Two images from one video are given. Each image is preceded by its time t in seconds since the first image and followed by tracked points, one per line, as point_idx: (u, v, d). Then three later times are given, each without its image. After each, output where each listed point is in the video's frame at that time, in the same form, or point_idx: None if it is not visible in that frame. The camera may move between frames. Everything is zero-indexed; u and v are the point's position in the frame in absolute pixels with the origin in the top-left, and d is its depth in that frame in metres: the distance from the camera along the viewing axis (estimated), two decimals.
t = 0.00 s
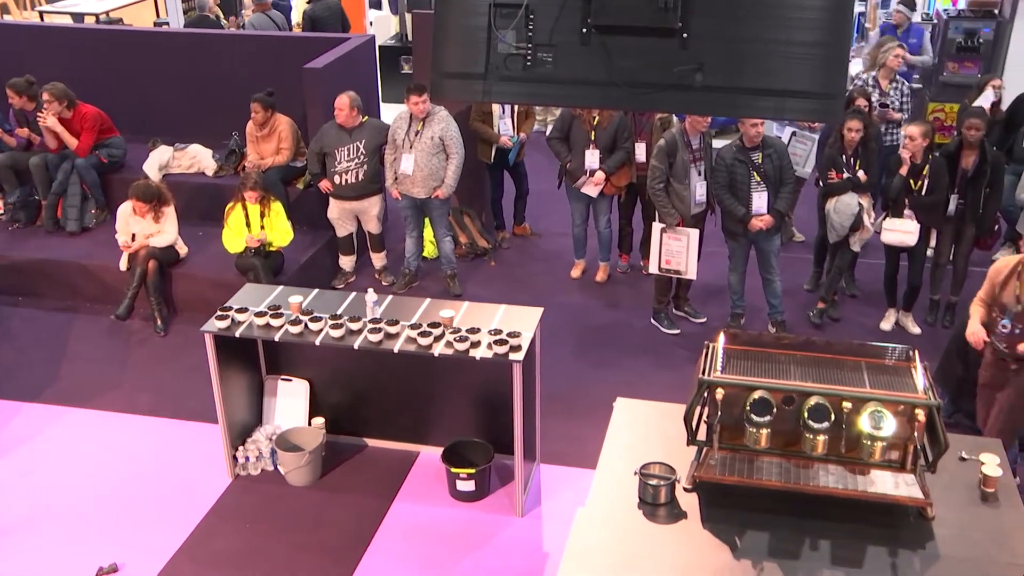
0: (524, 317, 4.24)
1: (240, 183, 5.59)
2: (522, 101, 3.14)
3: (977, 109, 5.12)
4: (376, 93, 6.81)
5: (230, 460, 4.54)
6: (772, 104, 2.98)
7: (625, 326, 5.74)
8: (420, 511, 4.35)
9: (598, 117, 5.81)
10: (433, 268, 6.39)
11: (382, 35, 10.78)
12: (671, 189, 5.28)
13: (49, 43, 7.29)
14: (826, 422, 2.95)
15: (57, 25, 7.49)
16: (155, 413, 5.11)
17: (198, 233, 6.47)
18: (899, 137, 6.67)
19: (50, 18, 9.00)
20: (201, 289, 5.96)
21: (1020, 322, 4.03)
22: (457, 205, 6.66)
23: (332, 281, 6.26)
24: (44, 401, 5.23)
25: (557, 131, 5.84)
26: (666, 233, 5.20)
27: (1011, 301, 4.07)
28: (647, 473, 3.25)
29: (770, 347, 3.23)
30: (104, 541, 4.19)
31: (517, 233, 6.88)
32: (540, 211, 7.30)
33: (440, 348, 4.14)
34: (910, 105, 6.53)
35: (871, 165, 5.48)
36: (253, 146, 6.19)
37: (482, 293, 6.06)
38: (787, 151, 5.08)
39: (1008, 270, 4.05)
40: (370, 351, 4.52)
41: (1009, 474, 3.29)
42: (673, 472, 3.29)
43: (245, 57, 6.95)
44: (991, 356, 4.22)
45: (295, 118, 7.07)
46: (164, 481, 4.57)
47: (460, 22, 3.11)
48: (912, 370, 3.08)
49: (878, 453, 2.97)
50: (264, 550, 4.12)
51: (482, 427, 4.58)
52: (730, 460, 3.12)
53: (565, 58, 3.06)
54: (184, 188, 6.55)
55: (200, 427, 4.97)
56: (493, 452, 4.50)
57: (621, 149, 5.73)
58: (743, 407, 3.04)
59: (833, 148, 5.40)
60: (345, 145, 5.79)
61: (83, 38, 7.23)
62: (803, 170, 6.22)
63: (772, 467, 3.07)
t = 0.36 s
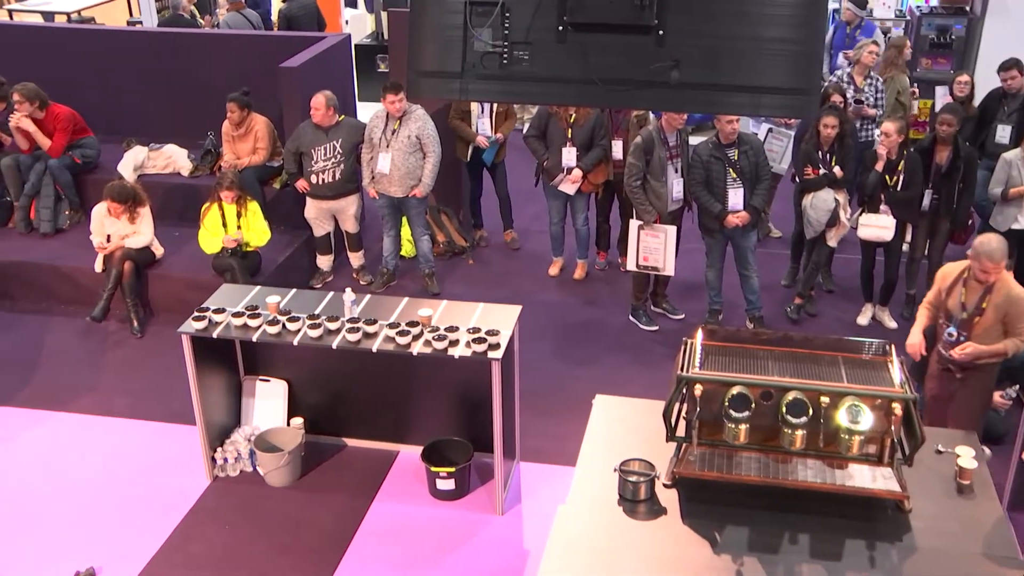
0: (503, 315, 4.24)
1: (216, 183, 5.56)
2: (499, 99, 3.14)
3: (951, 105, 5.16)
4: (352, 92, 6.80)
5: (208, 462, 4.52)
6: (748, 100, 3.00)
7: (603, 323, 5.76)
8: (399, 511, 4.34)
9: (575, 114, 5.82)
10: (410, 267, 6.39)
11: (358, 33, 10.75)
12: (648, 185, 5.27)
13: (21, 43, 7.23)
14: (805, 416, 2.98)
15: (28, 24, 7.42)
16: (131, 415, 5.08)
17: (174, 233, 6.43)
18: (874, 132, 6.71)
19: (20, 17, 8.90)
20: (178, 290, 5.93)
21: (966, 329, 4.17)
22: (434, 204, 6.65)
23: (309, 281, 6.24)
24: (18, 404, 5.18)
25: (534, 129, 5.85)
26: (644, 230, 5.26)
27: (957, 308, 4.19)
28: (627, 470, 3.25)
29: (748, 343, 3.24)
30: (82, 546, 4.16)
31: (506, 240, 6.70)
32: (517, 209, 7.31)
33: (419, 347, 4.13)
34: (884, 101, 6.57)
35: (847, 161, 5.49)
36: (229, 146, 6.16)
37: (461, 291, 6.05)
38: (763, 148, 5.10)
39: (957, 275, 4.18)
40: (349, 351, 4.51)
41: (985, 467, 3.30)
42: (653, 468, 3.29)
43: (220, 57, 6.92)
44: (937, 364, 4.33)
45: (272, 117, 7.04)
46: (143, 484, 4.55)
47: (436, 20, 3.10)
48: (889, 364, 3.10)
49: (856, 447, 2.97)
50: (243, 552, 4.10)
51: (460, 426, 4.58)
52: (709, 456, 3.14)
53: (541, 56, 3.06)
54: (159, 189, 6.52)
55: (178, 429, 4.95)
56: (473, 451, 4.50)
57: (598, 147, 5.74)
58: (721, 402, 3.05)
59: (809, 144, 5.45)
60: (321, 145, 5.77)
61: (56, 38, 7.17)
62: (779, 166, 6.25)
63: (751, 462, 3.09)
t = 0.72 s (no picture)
0: (481, 313, 4.23)
1: (192, 182, 5.53)
2: (476, 97, 3.13)
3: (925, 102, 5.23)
4: (329, 90, 6.78)
5: (186, 463, 4.50)
6: (725, 96, 3.01)
7: (582, 320, 5.77)
8: (380, 510, 4.33)
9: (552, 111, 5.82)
10: (389, 266, 6.38)
11: (334, 32, 10.72)
12: (625, 182, 5.29)
13: None
14: (783, 411, 2.99)
15: None
16: (106, 417, 5.05)
17: (150, 234, 6.40)
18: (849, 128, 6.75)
19: None
20: (155, 291, 5.90)
21: (920, 336, 4.21)
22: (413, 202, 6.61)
23: (287, 280, 6.22)
24: None
25: (511, 127, 5.84)
26: (621, 227, 5.25)
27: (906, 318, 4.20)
28: (608, 467, 3.21)
29: (727, 338, 3.25)
30: (59, 549, 4.13)
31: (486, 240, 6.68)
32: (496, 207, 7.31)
33: (398, 345, 4.12)
34: (860, 97, 6.61)
35: (824, 157, 5.52)
36: (205, 145, 6.14)
37: (440, 290, 6.05)
38: (740, 145, 5.12)
39: (897, 288, 4.16)
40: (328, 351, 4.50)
41: (961, 459, 3.34)
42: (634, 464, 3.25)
43: (196, 56, 6.89)
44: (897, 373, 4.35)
45: (248, 116, 7.01)
46: (121, 487, 4.52)
47: (411, 18, 3.08)
48: (866, 358, 3.11)
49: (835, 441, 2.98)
50: (221, 553, 4.08)
51: (440, 425, 4.58)
52: (689, 451, 3.14)
53: (518, 54, 3.06)
54: (134, 189, 6.48)
55: (156, 430, 4.92)
56: (453, 449, 4.50)
57: (575, 144, 5.75)
58: (701, 397, 3.07)
59: (786, 140, 5.45)
60: (298, 143, 5.75)
61: (28, 38, 7.11)
62: (756, 162, 6.28)
63: (730, 457, 3.09)
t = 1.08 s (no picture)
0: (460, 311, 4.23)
1: (168, 183, 5.50)
2: (452, 94, 3.12)
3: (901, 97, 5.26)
4: (305, 89, 6.76)
5: (165, 465, 4.47)
6: (701, 92, 3.02)
7: (560, 317, 5.78)
8: (359, 509, 4.32)
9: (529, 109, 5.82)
10: (367, 265, 6.38)
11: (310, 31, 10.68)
12: (603, 180, 5.31)
13: None
14: (762, 406, 3.00)
15: None
16: (80, 420, 5.02)
17: (126, 235, 6.36)
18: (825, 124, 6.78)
19: None
20: (131, 292, 5.87)
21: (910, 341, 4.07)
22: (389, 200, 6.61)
23: (264, 281, 6.19)
24: None
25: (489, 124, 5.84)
26: (599, 225, 5.23)
27: (898, 327, 4.03)
28: (587, 463, 3.25)
29: (704, 335, 3.25)
30: (37, 553, 4.10)
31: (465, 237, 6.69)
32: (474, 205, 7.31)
33: (376, 344, 4.11)
34: (835, 93, 6.65)
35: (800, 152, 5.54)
36: (180, 145, 6.10)
37: (419, 288, 6.04)
38: (717, 141, 5.12)
39: (884, 298, 3.98)
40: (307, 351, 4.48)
41: (938, 452, 3.36)
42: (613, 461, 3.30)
43: (170, 55, 6.85)
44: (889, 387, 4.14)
45: (224, 116, 6.98)
46: (98, 490, 4.49)
47: (386, 16, 3.07)
48: (843, 353, 3.13)
49: (813, 435, 3.01)
50: (200, 555, 4.06)
51: (419, 424, 4.58)
52: (668, 448, 3.15)
53: (495, 51, 3.05)
54: (109, 189, 6.44)
55: (133, 432, 4.90)
56: (433, 448, 4.50)
57: (552, 142, 5.75)
58: (680, 394, 3.07)
59: (763, 136, 5.49)
60: (274, 143, 5.72)
61: None
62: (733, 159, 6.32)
63: (710, 453, 3.10)
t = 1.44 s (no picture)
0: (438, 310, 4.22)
1: (143, 183, 5.46)
2: (429, 93, 3.12)
3: (876, 92, 5.26)
4: (280, 88, 6.74)
5: (142, 467, 4.44)
6: (678, 88, 3.03)
7: (538, 315, 5.78)
8: (339, 509, 4.31)
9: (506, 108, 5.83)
10: (345, 264, 6.37)
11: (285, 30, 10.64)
12: (581, 177, 5.30)
13: None
14: (740, 402, 3.01)
15: None
16: (54, 423, 4.98)
17: (101, 236, 6.32)
18: (800, 120, 6.82)
19: None
20: (107, 293, 5.83)
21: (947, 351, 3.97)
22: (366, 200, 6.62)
23: (241, 281, 6.17)
24: None
25: (466, 123, 5.84)
26: (578, 222, 5.24)
27: (934, 340, 3.93)
28: (567, 461, 3.26)
29: (683, 331, 3.26)
30: (14, 557, 4.07)
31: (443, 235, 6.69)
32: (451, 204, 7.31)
33: (355, 344, 4.09)
34: (810, 89, 6.68)
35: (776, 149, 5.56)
36: (155, 145, 6.07)
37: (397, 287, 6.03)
38: (697, 141, 5.14)
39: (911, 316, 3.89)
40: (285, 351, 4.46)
41: (915, 446, 3.39)
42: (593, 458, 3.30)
43: (144, 55, 6.80)
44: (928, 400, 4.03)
45: (199, 115, 6.94)
46: (75, 493, 4.46)
47: (361, 15, 3.05)
48: (821, 348, 3.14)
49: (791, 430, 3.04)
50: (179, 556, 4.04)
51: (397, 423, 4.57)
52: (648, 444, 3.15)
53: (471, 50, 3.05)
54: (83, 190, 6.40)
55: (110, 435, 4.87)
56: (412, 447, 4.49)
57: (529, 140, 5.75)
58: (659, 390, 3.07)
59: (739, 133, 5.51)
60: (252, 143, 5.68)
61: None
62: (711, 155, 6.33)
63: (689, 449, 3.12)
